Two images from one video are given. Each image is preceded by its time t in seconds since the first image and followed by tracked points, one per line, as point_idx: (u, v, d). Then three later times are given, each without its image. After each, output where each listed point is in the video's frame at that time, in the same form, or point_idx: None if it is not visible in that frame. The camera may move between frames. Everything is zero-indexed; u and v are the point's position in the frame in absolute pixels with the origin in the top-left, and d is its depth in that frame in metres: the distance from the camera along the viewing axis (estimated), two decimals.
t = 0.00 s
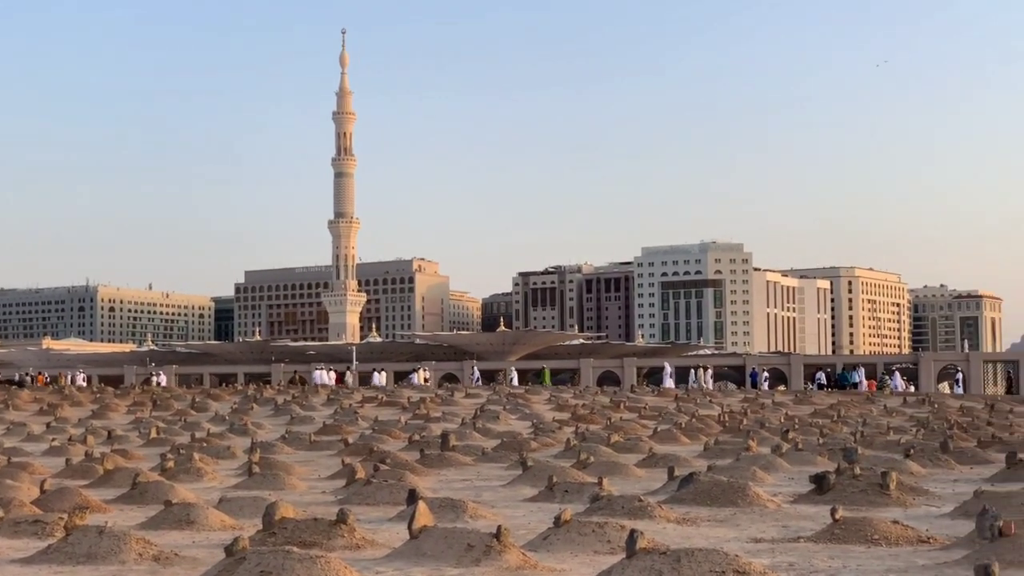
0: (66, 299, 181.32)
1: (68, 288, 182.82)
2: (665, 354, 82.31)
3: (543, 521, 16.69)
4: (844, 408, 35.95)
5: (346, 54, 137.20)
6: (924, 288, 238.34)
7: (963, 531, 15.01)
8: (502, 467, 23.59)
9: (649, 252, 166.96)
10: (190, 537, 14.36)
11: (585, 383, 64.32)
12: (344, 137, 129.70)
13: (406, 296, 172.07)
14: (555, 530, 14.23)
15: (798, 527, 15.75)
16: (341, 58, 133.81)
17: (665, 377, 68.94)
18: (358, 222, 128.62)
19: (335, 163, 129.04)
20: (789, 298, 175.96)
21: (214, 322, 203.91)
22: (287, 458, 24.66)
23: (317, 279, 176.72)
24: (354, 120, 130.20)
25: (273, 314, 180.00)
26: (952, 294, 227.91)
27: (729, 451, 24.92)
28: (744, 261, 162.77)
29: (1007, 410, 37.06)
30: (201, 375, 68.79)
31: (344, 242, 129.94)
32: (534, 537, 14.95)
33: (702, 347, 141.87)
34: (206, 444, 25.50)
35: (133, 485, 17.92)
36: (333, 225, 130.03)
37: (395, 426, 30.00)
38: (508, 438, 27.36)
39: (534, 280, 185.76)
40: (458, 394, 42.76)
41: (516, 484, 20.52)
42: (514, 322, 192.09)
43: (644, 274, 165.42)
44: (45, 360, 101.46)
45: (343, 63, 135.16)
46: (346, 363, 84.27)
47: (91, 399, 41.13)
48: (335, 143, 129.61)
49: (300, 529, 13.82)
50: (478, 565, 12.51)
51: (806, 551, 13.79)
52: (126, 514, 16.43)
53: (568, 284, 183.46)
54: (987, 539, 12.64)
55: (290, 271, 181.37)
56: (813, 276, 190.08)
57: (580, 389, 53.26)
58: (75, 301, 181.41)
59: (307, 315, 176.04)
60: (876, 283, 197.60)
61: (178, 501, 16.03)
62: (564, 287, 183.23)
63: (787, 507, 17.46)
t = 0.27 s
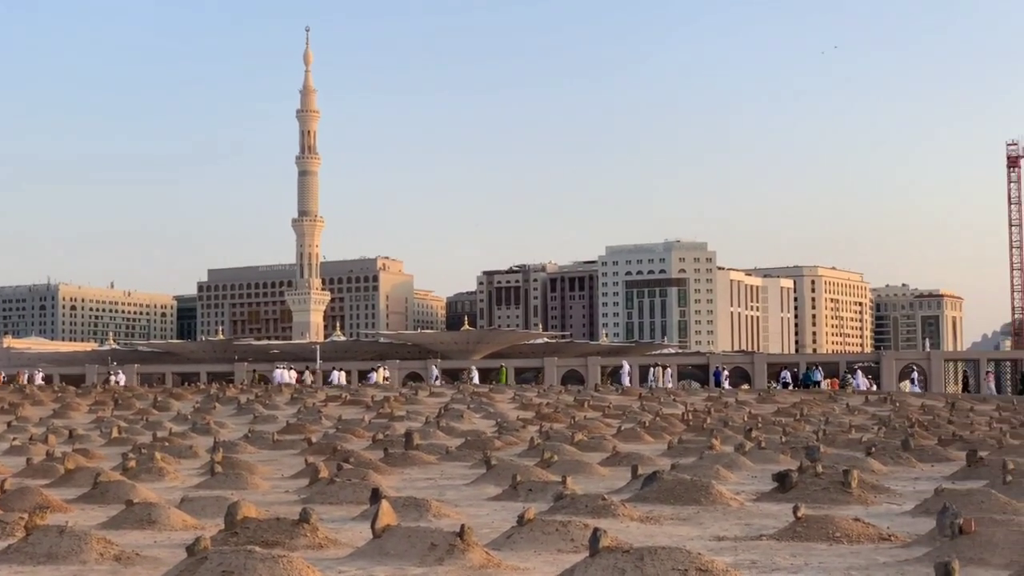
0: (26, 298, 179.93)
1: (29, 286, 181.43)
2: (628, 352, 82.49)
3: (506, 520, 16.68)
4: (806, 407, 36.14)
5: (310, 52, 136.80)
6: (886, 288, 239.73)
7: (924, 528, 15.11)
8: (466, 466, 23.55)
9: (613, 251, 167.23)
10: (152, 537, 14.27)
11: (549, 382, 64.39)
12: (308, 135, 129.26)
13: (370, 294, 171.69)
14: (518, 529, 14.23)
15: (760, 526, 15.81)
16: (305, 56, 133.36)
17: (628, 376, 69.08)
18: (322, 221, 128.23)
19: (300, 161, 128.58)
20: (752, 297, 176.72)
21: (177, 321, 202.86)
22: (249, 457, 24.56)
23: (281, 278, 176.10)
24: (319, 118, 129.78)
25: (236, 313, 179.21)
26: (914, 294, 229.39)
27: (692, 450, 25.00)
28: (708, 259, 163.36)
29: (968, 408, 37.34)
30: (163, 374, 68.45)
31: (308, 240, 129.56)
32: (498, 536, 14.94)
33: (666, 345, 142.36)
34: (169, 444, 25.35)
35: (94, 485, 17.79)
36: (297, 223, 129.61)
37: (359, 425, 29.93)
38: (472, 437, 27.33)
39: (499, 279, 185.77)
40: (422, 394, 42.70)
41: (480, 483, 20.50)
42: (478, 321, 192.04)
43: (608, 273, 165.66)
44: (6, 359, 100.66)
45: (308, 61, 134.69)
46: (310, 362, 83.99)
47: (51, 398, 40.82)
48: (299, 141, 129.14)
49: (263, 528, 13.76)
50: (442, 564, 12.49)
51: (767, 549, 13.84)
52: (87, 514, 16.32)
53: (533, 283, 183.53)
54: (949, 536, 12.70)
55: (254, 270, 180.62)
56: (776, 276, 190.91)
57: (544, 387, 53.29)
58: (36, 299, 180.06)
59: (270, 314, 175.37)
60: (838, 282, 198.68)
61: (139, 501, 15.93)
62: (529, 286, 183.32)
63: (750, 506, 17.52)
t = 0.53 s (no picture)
0: None
1: None
2: (595, 350, 82.66)
3: (472, 517, 16.68)
4: (771, 405, 36.27)
5: (276, 49, 136.34)
6: (851, 286, 240.90)
7: (887, 525, 15.19)
8: (431, 464, 23.53)
9: (579, 249, 167.46)
10: (113, 536, 14.19)
11: (515, 379, 64.39)
12: (273, 132, 128.70)
13: (336, 292, 171.23)
14: (485, 526, 14.22)
15: (724, 523, 15.87)
16: (271, 52, 132.81)
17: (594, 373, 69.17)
18: (288, 218, 127.77)
19: (265, 158, 128.04)
20: (718, 295, 177.29)
21: (141, 319, 201.69)
22: (214, 455, 24.45)
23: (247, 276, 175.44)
24: (284, 115, 129.26)
25: (201, 310, 178.34)
26: (879, 292, 230.61)
27: (658, 448, 25.04)
28: (674, 258, 163.86)
29: (932, 405, 37.54)
30: (126, 373, 68.05)
31: (273, 238, 129.10)
32: (464, 534, 14.94)
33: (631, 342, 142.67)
34: (133, 442, 25.21)
35: (57, 484, 17.66)
36: (263, 221, 129.08)
37: (324, 423, 29.87)
38: (438, 435, 27.31)
39: (465, 277, 185.73)
40: (388, 391, 42.61)
41: (446, 480, 20.49)
42: (444, 319, 191.86)
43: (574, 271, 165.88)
44: None
45: (274, 57, 134.16)
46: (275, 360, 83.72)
47: (14, 396, 40.50)
48: (265, 138, 128.59)
49: (227, 527, 13.70)
50: (408, 562, 12.46)
51: (732, 546, 13.88)
52: (51, 513, 16.22)
53: (499, 280, 183.53)
54: (911, 532, 12.79)
55: (219, 268, 179.80)
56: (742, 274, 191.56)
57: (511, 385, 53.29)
58: None
59: (235, 312, 174.63)
60: (803, 280, 199.51)
61: (101, 500, 15.82)
62: (495, 284, 183.33)
63: (715, 503, 17.57)
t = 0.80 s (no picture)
0: None
1: None
2: (563, 348, 82.80)
3: (440, 515, 16.67)
4: (739, 403, 36.41)
5: (243, 45, 135.84)
6: (818, 284, 241.99)
7: (852, 522, 15.27)
8: (400, 462, 23.50)
9: (548, 246, 167.58)
10: (80, 535, 14.10)
11: (483, 377, 64.35)
12: (241, 129, 128.18)
13: (304, 290, 170.79)
14: (452, 524, 14.22)
15: (693, 520, 15.91)
16: (238, 49, 132.31)
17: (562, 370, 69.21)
18: (256, 216, 127.30)
19: (233, 155, 127.52)
20: (686, 292, 177.71)
21: (108, 316, 200.56)
22: (181, 454, 24.33)
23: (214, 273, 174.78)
24: (252, 112, 128.77)
25: (169, 308, 177.53)
26: (846, 290, 231.68)
27: (627, 445, 25.09)
28: (642, 255, 164.05)
29: (898, 402, 37.75)
30: (92, 370, 67.67)
31: (241, 235, 128.60)
32: (431, 532, 14.93)
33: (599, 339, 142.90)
34: (99, 440, 25.06)
35: (23, 483, 17.55)
36: (230, 218, 128.59)
37: (292, 421, 29.77)
38: (406, 432, 27.26)
39: (433, 274, 185.61)
40: (357, 389, 42.52)
41: (414, 478, 20.46)
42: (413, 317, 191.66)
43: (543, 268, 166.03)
44: None
45: (241, 54, 133.67)
46: (244, 358, 83.47)
47: None
48: (232, 135, 128.05)
49: (194, 525, 13.65)
50: (375, 560, 12.45)
51: (700, 543, 13.92)
52: (16, 512, 16.10)
53: (467, 278, 183.49)
54: (877, 529, 12.88)
55: (186, 265, 179.02)
56: (710, 271, 192.11)
57: (480, 382, 53.31)
58: None
59: (203, 309, 173.92)
60: (772, 278, 200.21)
61: (68, 499, 15.72)
62: (464, 281, 183.28)
63: (683, 500, 17.62)
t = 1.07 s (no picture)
0: None
1: None
2: (533, 345, 82.81)
3: (410, 512, 16.65)
4: (709, 400, 36.49)
5: (212, 42, 135.22)
6: (787, 281, 242.83)
7: (822, 518, 15.35)
8: (370, 459, 23.46)
9: (518, 244, 167.63)
10: (48, 534, 14.03)
11: (453, 374, 64.35)
12: (210, 126, 127.58)
13: (274, 287, 170.29)
14: (422, 522, 14.20)
15: (663, 517, 15.95)
16: (207, 46, 131.71)
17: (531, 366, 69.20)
18: (225, 213, 126.78)
19: (202, 153, 126.95)
20: (656, 290, 178.04)
21: (76, 314, 199.49)
22: (150, 452, 24.23)
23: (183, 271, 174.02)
24: (221, 109, 128.21)
25: (137, 306, 176.69)
26: (815, 287, 232.61)
27: (597, 443, 25.11)
28: (612, 253, 164.57)
29: (866, 399, 37.95)
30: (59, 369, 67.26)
31: (211, 232, 128.09)
32: (402, 529, 14.92)
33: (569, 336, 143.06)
34: (67, 438, 24.91)
35: None
36: (199, 216, 127.94)
37: (262, 419, 29.67)
38: (376, 430, 27.23)
39: (403, 272, 185.40)
40: (327, 387, 42.39)
41: (384, 476, 20.42)
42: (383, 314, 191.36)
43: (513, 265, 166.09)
44: None
45: (210, 50, 133.07)
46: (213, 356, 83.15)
47: None
48: (201, 132, 127.46)
49: (163, 525, 13.59)
50: (345, 559, 12.42)
51: (670, 539, 13.95)
52: None
53: (438, 275, 183.35)
54: (844, 526, 12.96)
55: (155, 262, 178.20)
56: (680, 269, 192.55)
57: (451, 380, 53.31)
58: None
59: (172, 307, 173.18)
60: (741, 275, 200.86)
61: (35, 497, 15.63)
62: (434, 279, 183.11)
63: (654, 498, 17.65)
